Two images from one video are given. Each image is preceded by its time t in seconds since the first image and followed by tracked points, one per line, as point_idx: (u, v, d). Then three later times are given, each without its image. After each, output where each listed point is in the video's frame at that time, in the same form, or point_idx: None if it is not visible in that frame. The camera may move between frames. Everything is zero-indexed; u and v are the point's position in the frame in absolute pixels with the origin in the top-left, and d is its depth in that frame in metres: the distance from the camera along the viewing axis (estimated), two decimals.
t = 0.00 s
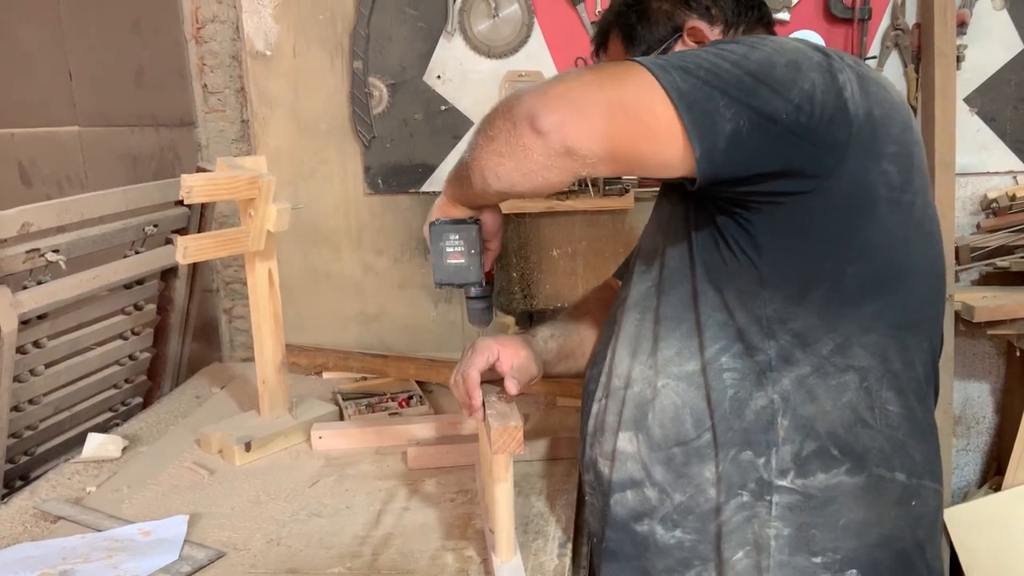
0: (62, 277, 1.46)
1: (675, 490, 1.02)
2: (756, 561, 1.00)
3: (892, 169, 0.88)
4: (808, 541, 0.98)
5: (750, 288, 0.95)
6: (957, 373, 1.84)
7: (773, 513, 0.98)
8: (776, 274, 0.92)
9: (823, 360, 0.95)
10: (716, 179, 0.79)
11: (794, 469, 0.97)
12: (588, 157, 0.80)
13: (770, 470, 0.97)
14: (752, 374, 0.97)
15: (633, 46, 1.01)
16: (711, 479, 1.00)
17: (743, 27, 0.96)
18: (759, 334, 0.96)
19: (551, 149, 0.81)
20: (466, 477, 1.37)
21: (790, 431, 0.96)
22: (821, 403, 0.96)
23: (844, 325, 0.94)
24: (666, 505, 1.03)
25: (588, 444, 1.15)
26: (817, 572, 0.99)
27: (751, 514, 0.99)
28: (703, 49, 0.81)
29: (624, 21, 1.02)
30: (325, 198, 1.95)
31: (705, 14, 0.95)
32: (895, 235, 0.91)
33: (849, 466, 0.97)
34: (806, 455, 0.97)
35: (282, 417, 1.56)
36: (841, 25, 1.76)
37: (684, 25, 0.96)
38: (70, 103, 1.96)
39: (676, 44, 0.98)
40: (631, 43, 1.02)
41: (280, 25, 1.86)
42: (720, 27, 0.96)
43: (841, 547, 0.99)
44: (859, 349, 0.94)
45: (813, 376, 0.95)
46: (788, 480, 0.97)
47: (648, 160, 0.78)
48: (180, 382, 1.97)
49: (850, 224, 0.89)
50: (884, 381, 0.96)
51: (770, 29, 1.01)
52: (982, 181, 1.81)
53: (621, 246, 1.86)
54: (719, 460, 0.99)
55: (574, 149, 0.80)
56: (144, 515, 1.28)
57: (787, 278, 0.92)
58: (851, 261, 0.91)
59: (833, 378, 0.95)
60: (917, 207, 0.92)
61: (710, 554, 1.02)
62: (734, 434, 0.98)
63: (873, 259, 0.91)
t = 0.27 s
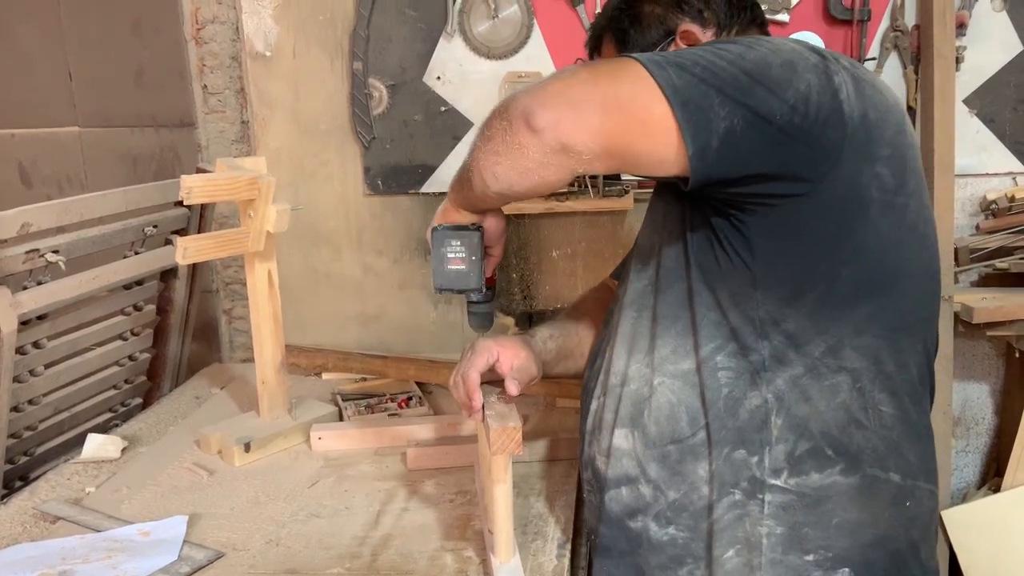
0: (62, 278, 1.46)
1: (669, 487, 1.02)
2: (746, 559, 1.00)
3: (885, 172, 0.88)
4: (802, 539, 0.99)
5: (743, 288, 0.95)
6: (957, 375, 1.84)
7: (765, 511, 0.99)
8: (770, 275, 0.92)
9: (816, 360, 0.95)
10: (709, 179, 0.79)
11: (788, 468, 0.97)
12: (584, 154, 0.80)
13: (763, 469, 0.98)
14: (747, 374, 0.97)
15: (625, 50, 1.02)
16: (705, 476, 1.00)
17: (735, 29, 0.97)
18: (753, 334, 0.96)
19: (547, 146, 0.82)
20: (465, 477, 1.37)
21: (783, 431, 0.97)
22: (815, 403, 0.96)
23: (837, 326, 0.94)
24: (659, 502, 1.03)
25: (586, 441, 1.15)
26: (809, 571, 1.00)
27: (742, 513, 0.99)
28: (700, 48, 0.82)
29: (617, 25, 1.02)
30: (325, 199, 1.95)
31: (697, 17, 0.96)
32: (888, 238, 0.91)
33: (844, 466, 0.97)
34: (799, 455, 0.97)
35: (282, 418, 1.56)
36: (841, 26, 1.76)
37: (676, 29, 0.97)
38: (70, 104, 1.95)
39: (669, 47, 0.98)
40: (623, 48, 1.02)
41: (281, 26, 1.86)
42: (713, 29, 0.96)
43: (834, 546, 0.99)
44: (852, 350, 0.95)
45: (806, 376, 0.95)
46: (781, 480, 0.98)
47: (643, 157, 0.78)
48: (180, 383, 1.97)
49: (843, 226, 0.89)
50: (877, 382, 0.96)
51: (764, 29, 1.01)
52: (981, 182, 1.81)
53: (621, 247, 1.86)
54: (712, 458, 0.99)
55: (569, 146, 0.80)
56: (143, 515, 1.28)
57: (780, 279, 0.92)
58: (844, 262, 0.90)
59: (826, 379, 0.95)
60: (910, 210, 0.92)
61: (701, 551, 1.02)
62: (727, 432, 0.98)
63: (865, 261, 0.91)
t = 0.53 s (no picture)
0: (61, 278, 1.46)
1: (670, 485, 1.02)
2: (744, 557, 1.00)
3: (882, 172, 0.88)
4: (802, 539, 0.99)
5: (742, 287, 0.95)
6: (956, 375, 1.84)
7: (764, 510, 0.99)
8: (769, 276, 0.92)
9: (814, 360, 0.95)
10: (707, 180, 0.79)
11: (788, 467, 0.97)
12: (586, 158, 0.80)
13: (763, 468, 0.98)
14: (746, 373, 0.97)
15: (622, 51, 1.02)
16: (706, 475, 1.00)
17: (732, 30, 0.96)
18: (752, 334, 0.96)
19: (548, 152, 0.82)
20: (465, 478, 1.37)
21: (783, 430, 0.97)
22: (814, 403, 0.96)
23: (835, 326, 0.94)
24: (659, 500, 1.03)
25: (585, 440, 1.15)
26: (810, 570, 1.00)
27: (742, 511, 0.99)
28: (699, 50, 0.82)
29: (614, 26, 1.03)
30: (324, 199, 1.95)
31: (694, 18, 0.96)
32: (886, 237, 0.91)
33: (843, 465, 0.97)
34: (799, 454, 0.97)
35: (281, 418, 1.56)
36: (840, 27, 1.76)
37: (672, 30, 0.97)
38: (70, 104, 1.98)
39: (665, 48, 0.98)
40: (620, 49, 1.02)
41: (281, 26, 1.86)
42: (710, 30, 0.96)
43: (834, 545, 0.99)
44: (851, 350, 0.95)
45: (805, 376, 0.95)
46: (781, 479, 0.98)
47: (644, 160, 0.78)
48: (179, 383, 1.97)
49: (841, 226, 0.89)
50: (875, 382, 0.96)
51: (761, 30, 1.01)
52: (981, 183, 1.82)
53: (621, 247, 1.87)
54: (713, 457, 0.99)
55: (571, 152, 0.80)
56: (142, 516, 1.28)
57: (779, 279, 0.92)
58: (843, 262, 0.90)
59: (825, 378, 0.95)
60: (907, 210, 0.92)
61: (701, 550, 1.02)
62: (727, 431, 0.98)
63: (863, 261, 0.91)
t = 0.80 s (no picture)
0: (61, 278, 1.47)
1: (670, 485, 1.02)
2: (745, 557, 1.00)
3: (878, 172, 0.88)
4: (802, 538, 0.99)
5: (740, 288, 0.95)
6: (955, 376, 1.84)
7: (765, 509, 0.99)
8: (767, 276, 0.92)
9: (813, 359, 0.95)
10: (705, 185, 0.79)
11: (788, 466, 0.97)
12: (585, 168, 0.80)
13: (763, 467, 0.98)
14: (745, 372, 0.97)
15: (620, 53, 1.02)
16: (706, 475, 1.00)
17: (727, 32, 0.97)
18: (751, 333, 0.96)
19: (547, 163, 0.81)
20: (465, 478, 1.37)
21: (783, 429, 0.97)
22: (813, 402, 0.96)
23: (835, 325, 0.94)
24: (660, 500, 1.03)
25: (585, 441, 1.15)
26: (810, 569, 1.00)
27: (742, 511, 0.99)
28: (693, 55, 0.82)
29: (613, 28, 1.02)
30: (324, 200, 1.96)
31: (690, 21, 0.96)
32: (883, 236, 0.92)
33: (843, 464, 0.97)
34: (799, 453, 0.97)
35: (281, 418, 1.56)
36: (840, 28, 1.76)
37: (669, 33, 0.97)
38: (69, 104, 1.98)
39: (661, 51, 0.98)
40: (618, 51, 1.02)
41: (281, 26, 1.86)
42: (706, 33, 0.96)
43: (834, 544, 0.99)
44: (849, 349, 0.95)
45: (805, 375, 0.95)
46: (781, 478, 0.98)
47: (643, 168, 0.78)
48: (179, 383, 1.97)
49: (838, 226, 0.89)
50: (874, 381, 0.96)
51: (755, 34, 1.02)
52: (980, 184, 1.82)
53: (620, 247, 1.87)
54: (712, 457, 0.99)
55: (570, 163, 0.80)
56: (142, 516, 1.28)
57: (777, 280, 0.92)
58: (841, 262, 0.91)
59: (824, 377, 0.95)
60: (904, 209, 0.93)
61: (702, 550, 1.02)
62: (727, 431, 0.98)
63: (861, 260, 0.91)
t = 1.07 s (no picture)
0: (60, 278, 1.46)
1: (668, 485, 1.02)
2: (745, 556, 0.99)
3: (882, 170, 0.88)
4: (801, 537, 0.99)
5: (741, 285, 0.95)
6: (955, 376, 1.84)
7: (765, 509, 0.98)
8: (768, 274, 0.92)
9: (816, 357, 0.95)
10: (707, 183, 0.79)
11: (788, 465, 0.97)
12: (584, 163, 0.80)
13: (764, 466, 0.98)
14: (747, 371, 0.97)
15: (634, 41, 1.00)
16: (704, 474, 1.00)
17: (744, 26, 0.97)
18: (753, 332, 0.95)
19: (547, 158, 0.82)
20: (464, 478, 1.37)
21: (784, 428, 0.97)
22: (815, 401, 0.96)
23: (838, 324, 0.94)
24: (658, 500, 1.03)
25: (583, 440, 1.15)
26: (809, 568, 1.00)
27: (743, 510, 0.99)
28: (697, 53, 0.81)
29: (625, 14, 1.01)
30: (324, 200, 1.95)
31: (708, 14, 0.95)
32: (886, 235, 0.91)
33: (844, 463, 0.98)
34: (800, 452, 0.97)
35: (280, 418, 1.56)
36: (839, 28, 1.76)
37: (687, 24, 0.96)
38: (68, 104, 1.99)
39: (677, 42, 0.97)
40: (632, 40, 1.01)
41: (280, 27, 1.86)
42: (722, 28, 0.96)
43: (834, 543, 0.99)
44: (852, 348, 0.95)
45: (807, 373, 0.95)
46: (781, 476, 0.98)
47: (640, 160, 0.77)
48: (178, 384, 1.97)
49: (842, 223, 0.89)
50: (877, 379, 0.96)
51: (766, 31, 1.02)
52: (979, 184, 1.82)
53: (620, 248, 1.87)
54: (712, 456, 0.99)
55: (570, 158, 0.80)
56: (141, 516, 1.28)
57: (778, 277, 0.92)
58: (843, 259, 0.91)
59: (826, 376, 0.95)
60: (909, 207, 0.93)
61: (700, 549, 1.02)
62: (728, 431, 0.98)
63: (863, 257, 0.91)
